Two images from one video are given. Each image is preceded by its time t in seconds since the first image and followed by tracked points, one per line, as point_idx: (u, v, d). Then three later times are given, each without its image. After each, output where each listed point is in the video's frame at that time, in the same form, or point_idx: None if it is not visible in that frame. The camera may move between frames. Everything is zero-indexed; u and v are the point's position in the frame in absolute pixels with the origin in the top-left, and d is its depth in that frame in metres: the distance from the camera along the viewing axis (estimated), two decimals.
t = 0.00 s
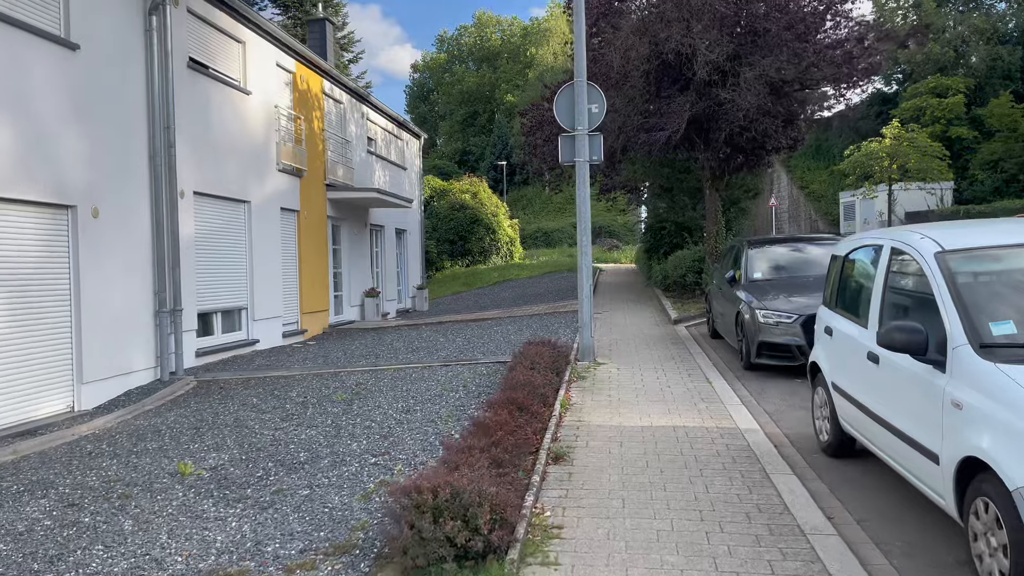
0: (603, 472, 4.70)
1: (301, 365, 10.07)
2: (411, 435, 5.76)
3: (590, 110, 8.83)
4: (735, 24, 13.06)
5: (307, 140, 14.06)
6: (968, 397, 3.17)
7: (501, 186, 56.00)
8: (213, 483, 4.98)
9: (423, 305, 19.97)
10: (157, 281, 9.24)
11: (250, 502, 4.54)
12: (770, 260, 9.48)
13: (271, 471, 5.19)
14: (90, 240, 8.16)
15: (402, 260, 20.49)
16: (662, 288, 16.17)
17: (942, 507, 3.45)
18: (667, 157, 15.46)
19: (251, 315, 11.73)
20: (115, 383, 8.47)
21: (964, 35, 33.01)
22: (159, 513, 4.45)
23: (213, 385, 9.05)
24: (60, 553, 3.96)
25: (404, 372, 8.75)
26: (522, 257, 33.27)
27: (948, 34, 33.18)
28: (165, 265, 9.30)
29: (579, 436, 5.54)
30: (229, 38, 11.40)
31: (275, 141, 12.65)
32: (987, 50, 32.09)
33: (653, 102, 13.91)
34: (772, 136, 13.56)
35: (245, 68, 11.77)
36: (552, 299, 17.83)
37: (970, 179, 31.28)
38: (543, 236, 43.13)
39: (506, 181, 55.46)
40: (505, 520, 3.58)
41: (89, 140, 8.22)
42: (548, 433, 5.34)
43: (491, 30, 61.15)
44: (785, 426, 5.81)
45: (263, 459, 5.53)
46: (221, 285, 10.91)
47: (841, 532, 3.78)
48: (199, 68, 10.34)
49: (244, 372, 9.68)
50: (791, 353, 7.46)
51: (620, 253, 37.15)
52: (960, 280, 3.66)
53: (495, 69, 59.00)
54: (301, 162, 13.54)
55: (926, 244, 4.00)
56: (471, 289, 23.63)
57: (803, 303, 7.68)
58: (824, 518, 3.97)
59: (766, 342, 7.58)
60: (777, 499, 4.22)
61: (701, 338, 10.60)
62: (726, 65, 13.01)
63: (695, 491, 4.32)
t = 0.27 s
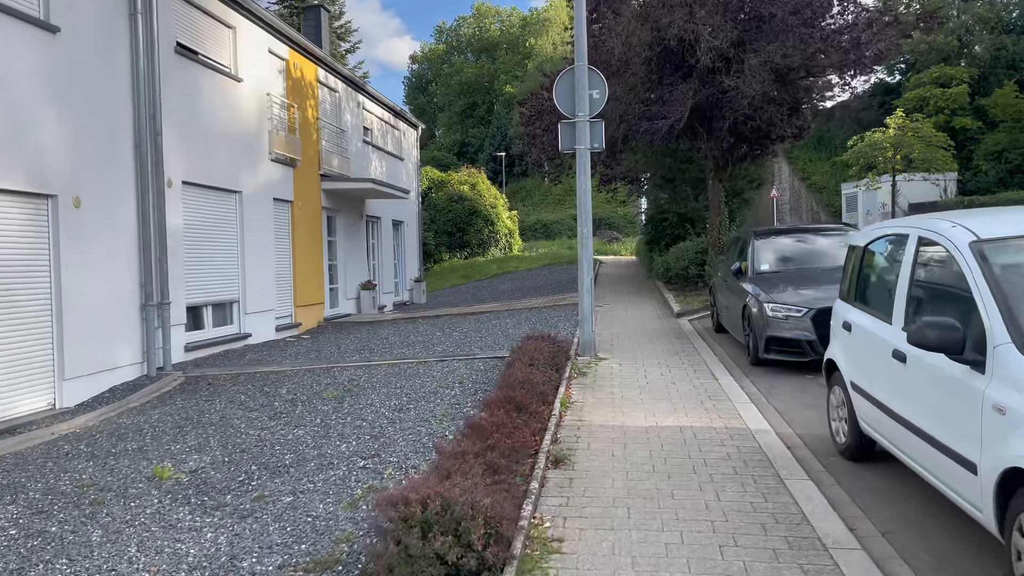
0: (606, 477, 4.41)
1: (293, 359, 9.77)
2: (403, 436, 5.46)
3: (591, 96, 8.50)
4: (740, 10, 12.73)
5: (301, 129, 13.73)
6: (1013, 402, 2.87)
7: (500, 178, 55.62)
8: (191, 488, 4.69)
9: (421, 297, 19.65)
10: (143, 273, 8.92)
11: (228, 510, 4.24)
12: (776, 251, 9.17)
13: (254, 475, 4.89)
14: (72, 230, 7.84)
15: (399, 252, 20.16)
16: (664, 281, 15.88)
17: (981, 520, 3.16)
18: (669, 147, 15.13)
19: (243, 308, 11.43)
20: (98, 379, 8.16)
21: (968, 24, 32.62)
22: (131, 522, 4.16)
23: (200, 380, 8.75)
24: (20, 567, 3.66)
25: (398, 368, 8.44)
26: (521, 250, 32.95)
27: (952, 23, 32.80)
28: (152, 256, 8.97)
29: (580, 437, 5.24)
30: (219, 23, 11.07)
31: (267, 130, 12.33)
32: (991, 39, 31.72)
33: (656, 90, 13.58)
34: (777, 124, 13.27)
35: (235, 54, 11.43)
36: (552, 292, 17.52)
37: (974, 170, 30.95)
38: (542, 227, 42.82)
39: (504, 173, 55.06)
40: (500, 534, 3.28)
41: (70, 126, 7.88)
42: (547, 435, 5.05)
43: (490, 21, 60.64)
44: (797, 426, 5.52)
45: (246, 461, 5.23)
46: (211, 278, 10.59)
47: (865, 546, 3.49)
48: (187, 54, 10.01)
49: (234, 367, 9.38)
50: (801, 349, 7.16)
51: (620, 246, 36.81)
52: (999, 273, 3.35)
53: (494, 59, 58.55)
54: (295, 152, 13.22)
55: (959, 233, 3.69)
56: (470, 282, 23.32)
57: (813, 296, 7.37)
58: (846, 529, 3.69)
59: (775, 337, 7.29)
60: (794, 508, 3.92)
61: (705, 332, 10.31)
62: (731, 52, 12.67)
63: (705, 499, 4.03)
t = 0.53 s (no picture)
0: (605, 490, 4.14)
1: (282, 360, 9.49)
2: (391, 446, 5.19)
3: (589, 87, 8.18)
4: None
5: (292, 123, 13.42)
6: None
7: (498, 172, 55.31)
8: (165, 503, 4.42)
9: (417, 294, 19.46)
10: (126, 271, 8.64)
11: (202, 528, 3.97)
12: (779, 247, 8.89)
13: (233, 487, 4.62)
14: (49, 227, 7.55)
15: (394, 248, 19.87)
16: (663, 277, 15.61)
17: (1013, 544, 2.91)
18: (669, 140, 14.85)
19: (232, 307, 11.14)
20: (79, 382, 7.88)
21: (969, 16, 32.30)
22: (97, 542, 3.89)
23: (185, 383, 8.46)
24: None
25: (390, 369, 8.17)
26: (519, 245, 32.66)
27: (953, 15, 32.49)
28: (135, 254, 8.69)
29: (577, 446, 4.97)
30: (206, 13, 10.76)
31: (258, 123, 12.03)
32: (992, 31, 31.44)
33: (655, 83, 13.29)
34: (780, 117, 12.96)
35: (223, 45, 11.12)
36: (549, 288, 17.24)
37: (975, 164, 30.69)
38: (540, 222, 42.53)
39: (502, 167, 54.75)
40: (491, 561, 3.02)
41: (48, 120, 7.59)
42: (543, 444, 4.77)
43: (487, 14, 60.22)
44: (806, 432, 5.26)
45: (226, 472, 4.96)
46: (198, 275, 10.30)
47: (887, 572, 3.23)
48: (171, 44, 9.71)
49: (221, 368, 9.10)
50: (807, 349, 6.88)
51: (619, 241, 36.53)
52: None
53: (492, 53, 58.12)
54: (286, 146, 12.92)
55: (986, 230, 3.42)
56: (467, 278, 23.04)
57: (819, 294, 7.10)
58: (864, 550, 3.43)
59: (780, 337, 7.02)
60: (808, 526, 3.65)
61: (707, 330, 10.04)
62: (732, 42, 12.37)
63: (711, 516, 3.77)
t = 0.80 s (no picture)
0: (599, 504, 3.85)
1: (266, 361, 9.17)
2: (373, 455, 4.89)
3: (583, 77, 7.87)
4: None
5: (279, 118, 13.09)
6: None
7: (492, 169, 54.97)
8: (126, 520, 4.12)
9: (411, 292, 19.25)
10: (102, 271, 8.32)
11: (162, 549, 3.66)
12: (780, 241, 8.60)
13: (202, 502, 4.32)
14: (19, 225, 7.21)
15: (387, 245, 19.55)
16: (659, 273, 15.32)
17: None
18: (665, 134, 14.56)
19: (216, 307, 10.82)
20: (52, 386, 7.56)
21: (966, 8, 32.03)
22: (48, 566, 3.59)
23: (165, 386, 8.15)
24: None
25: (376, 371, 7.87)
26: (513, 241, 32.35)
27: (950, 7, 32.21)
28: (112, 253, 8.36)
29: (570, 453, 4.68)
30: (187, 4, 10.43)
31: (243, 118, 11.71)
32: (990, 23, 31.16)
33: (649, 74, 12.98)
34: (778, 109, 12.64)
35: (205, 37, 10.78)
36: (544, 285, 16.94)
37: (972, 157, 30.44)
38: (535, 218, 42.23)
39: (496, 163, 54.41)
40: None
41: (19, 113, 7.26)
42: (534, 453, 4.47)
43: (480, 10, 59.80)
44: (813, 437, 4.96)
45: (196, 485, 4.65)
46: (180, 274, 9.98)
47: None
48: (149, 35, 9.38)
49: (203, 370, 8.79)
50: (810, 348, 6.58)
51: (615, 236, 36.25)
52: None
53: (486, 48, 57.74)
54: (272, 141, 12.58)
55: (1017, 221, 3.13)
56: (461, 275, 22.74)
57: (822, 290, 6.80)
58: (883, 572, 3.14)
59: (783, 336, 6.72)
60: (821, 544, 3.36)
61: (706, 328, 9.75)
62: (728, 33, 12.08)
63: (713, 533, 3.47)
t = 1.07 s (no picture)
0: (591, 535, 3.59)
1: (251, 373, 8.90)
2: (353, 480, 4.63)
3: (575, 78, 7.62)
4: None
5: (267, 123, 12.84)
6: None
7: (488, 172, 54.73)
8: (87, 555, 3.85)
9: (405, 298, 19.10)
10: (81, 283, 8.05)
11: None
12: (779, 246, 8.36)
13: (169, 532, 4.06)
14: None
15: (380, 251, 19.29)
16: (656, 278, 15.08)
17: None
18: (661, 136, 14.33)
19: (202, 317, 10.56)
20: (27, 402, 7.29)
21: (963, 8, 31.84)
22: None
23: (145, 401, 7.88)
24: None
25: (364, 384, 7.60)
26: (510, 245, 32.11)
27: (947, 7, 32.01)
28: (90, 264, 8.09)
29: (562, 476, 4.42)
30: (171, 7, 10.19)
31: (229, 123, 11.46)
32: (987, 23, 30.97)
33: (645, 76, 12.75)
34: (775, 110, 12.39)
35: (189, 40, 10.52)
36: (540, 291, 16.70)
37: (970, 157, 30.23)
38: (532, 222, 41.97)
39: (492, 167, 54.17)
40: None
41: None
42: (522, 478, 4.21)
43: (475, 13, 59.59)
44: (818, 456, 4.71)
45: (165, 513, 4.39)
46: (164, 285, 9.72)
47: None
48: (130, 38, 9.13)
49: (186, 384, 8.52)
50: (813, 358, 6.33)
51: (612, 240, 36.01)
52: None
53: (481, 51, 57.49)
54: (260, 146, 12.32)
55: None
56: (456, 281, 22.48)
57: (825, 297, 6.55)
58: None
59: (784, 346, 6.47)
60: None
61: (704, 336, 9.51)
62: (725, 33, 11.84)
63: (714, 568, 3.22)
